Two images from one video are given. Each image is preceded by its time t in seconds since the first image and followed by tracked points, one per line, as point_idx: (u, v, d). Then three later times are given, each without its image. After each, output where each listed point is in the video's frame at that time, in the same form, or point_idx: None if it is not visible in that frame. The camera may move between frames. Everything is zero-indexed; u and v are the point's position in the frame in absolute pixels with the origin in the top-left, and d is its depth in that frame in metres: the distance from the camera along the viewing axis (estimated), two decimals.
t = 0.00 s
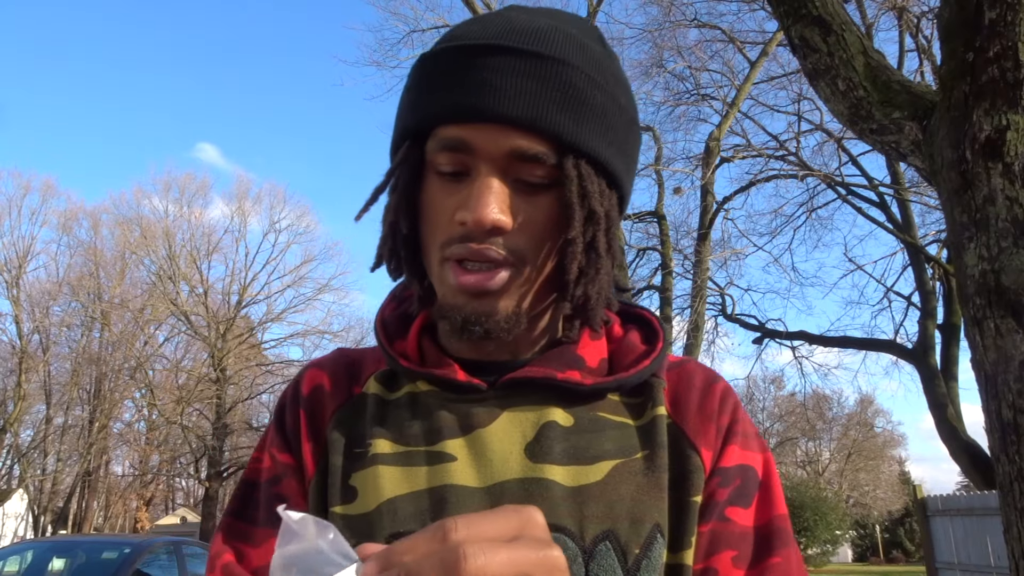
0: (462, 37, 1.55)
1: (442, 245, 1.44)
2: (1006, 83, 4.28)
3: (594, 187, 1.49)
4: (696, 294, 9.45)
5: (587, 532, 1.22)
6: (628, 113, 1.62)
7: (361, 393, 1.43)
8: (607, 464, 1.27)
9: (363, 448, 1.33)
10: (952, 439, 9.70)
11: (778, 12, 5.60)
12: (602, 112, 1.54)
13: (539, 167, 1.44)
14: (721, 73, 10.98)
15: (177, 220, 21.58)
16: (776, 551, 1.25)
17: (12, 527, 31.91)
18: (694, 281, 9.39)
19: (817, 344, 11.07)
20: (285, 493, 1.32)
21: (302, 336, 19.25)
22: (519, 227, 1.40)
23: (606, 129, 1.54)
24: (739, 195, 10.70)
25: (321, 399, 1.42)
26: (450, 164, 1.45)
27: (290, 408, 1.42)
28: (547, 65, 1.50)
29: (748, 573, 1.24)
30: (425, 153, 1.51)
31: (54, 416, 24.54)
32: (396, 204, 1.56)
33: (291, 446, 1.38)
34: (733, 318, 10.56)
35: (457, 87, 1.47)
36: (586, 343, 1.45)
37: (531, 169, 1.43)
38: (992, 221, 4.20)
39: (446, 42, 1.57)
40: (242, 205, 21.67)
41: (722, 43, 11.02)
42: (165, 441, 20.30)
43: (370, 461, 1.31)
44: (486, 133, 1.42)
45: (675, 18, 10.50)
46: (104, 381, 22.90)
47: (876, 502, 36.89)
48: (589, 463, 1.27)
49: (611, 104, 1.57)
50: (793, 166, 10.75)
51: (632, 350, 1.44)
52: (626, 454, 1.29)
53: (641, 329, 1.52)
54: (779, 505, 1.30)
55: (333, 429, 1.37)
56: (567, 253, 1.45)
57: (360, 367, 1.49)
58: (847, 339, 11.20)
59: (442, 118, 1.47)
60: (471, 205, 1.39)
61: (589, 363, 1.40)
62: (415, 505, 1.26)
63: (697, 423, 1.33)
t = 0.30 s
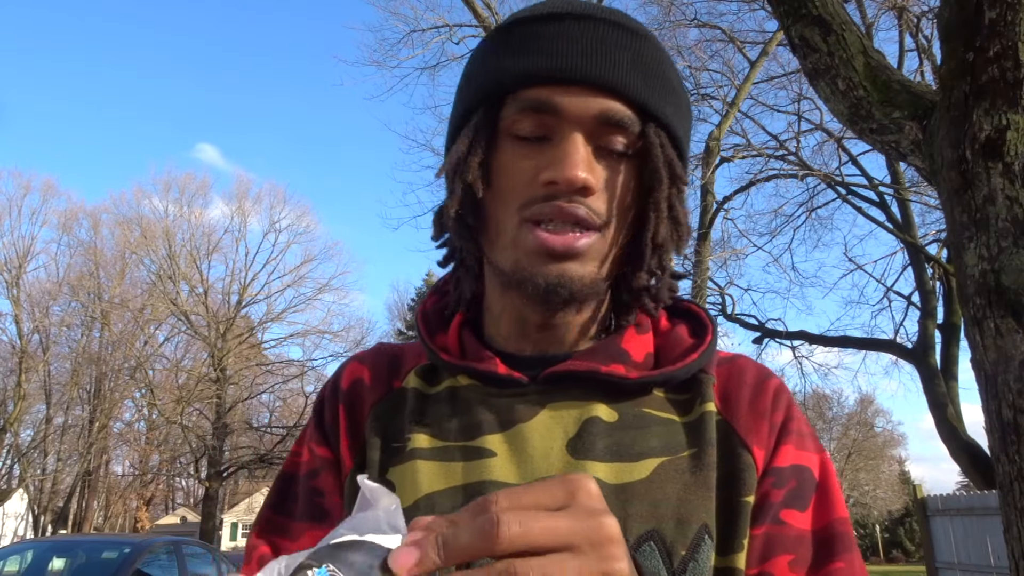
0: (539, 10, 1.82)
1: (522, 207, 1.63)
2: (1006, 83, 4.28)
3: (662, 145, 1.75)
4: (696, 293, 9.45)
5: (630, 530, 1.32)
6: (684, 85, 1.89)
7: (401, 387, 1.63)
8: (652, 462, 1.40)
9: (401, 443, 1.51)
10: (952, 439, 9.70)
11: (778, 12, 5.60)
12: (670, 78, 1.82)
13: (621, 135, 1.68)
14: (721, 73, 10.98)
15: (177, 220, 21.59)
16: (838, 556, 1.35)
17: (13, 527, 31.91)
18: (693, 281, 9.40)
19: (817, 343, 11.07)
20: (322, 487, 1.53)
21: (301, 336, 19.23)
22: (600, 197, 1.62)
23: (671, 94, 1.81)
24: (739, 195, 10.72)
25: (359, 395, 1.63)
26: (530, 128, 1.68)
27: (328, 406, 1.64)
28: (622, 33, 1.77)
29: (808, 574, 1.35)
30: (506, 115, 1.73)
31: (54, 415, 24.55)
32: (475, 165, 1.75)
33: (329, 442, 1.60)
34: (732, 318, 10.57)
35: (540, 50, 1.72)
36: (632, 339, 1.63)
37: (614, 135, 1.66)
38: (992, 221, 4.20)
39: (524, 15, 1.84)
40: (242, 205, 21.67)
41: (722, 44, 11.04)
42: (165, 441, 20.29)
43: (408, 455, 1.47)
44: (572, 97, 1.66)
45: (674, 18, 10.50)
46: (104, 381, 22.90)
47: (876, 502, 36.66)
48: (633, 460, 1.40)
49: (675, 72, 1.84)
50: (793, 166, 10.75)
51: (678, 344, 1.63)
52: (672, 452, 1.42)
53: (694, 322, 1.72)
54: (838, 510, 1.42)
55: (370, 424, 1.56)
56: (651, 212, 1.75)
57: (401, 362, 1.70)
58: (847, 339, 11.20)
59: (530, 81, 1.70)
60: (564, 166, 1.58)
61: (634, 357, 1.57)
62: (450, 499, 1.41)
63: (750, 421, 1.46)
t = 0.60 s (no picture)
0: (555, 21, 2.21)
1: (531, 196, 1.97)
2: (1006, 83, 4.28)
3: (663, 131, 2.09)
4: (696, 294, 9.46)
5: (640, 529, 1.55)
6: (688, 84, 2.25)
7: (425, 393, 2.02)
8: (659, 461, 1.63)
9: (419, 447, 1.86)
10: (952, 439, 9.70)
11: (778, 12, 5.61)
12: (674, 77, 2.18)
13: (627, 124, 2.03)
14: (722, 73, 10.99)
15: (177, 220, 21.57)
16: (858, 550, 1.52)
17: (12, 527, 31.88)
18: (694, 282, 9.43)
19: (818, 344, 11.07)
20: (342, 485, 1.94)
21: (301, 336, 19.18)
22: (603, 185, 1.94)
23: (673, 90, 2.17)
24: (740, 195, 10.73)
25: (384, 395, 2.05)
26: (533, 120, 2.05)
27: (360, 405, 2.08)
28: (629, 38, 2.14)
29: (828, 567, 1.52)
30: (512, 110, 2.12)
31: (54, 416, 24.53)
32: (484, 162, 2.16)
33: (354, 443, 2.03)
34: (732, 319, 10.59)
35: (558, 47, 2.08)
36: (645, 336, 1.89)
37: (621, 125, 2.01)
38: (992, 221, 4.21)
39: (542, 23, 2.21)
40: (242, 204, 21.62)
41: (723, 44, 11.05)
42: (165, 441, 20.31)
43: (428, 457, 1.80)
44: (580, 91, 2.02)
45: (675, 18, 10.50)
46: (104, 381, 22.89)
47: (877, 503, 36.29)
48: (644, 458, 1.64)
49: (678, 72, 2.20)
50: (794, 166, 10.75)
51: (690, 337, 1.89)
52: (683, 449, 1.65)
53: (712, 316, 1.98)
54: (860, 503, 1.59)
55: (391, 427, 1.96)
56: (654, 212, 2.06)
57: (421, 370, 2.11)
58: (846, 339, 11.21)
59: (546, 78, 2.07)
60: (569, 156, 1.91)
61: (647, 353, 1.83)
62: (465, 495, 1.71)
63: (766, 418, 1.67)
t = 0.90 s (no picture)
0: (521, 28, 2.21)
1: (501, 201, 1.98)
2: (1006, 83, 4.28)
3: (628, 134, 2.10)
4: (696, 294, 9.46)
5: (615, 530, 1.51)
6: (654, 88, 2.25)
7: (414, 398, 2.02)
8: (636, 463, 1.60)
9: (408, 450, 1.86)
10: (952, 439, 9.70)
11: (778, 12, 5.60)
12: (641, 81, 2.19)
13: (592, 128, 2.03)
14: (722, 73, 10.98)
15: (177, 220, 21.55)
16: (836, 559, 1.46)
17: (12, 527, 31.88)
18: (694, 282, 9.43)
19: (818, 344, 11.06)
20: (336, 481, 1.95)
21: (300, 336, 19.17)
22: (566, 187, 1.92)
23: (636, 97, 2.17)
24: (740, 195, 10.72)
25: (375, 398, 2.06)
26: (500, 128, 2.07)
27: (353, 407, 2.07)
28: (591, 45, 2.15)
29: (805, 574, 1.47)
30: (481, 120, 2.15)
31: (54, 416, 24.52)
32: (453, 173, 2.19)
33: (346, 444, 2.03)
34: (732, 319, 10.59)
35: (531, 55, 2.09)
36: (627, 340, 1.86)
37: (586, 128, 2.02)
38: (992, 221, 4.21)
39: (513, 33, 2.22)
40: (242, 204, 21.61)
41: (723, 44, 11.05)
42: (165, 441, 20.32)
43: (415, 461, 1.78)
44: (545, 96, 2.04)
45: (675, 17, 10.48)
46: (104, 381, 22.91)
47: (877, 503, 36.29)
48: (620, 461, 1.60)
49: (645, 76, 2.21)
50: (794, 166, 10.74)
51: (669, 339, 1.85)
52: (660, 452, 1.61)
53: (691, 318, 1.94)
54: (839, 509, 1.54)
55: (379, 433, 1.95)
56: (619, 212, 2.05)
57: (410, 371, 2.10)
58: (846, 339, 11.20)
59: (512, 85, 2.08)
60: (535, 159, 1.91)
61: (626, 357, 1.80)
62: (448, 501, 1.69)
63: (743, 423, 1.62)
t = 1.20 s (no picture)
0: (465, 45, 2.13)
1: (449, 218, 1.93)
2: (1006, 83, 4.29)
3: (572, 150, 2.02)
4: (697, 293, 9.48)
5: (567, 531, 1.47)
6: (597, 103, 2.18)
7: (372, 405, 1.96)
8: (589, 466, 1.56)
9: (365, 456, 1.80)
10: (952, 439, 9.71)
11: (778, 12, 5.61)
12: (582, 96, 2.11)
13: (535, 145, 1.97)
14: (722, 73, 10.99)
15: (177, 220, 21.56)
16: (782, 560, 1.44)
17: (12, 527, 31.90)
18: (694, 281, 9.44)
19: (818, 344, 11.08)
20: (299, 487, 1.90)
21: (301, 335, 19.18)
22: (514, 204, 1.88)
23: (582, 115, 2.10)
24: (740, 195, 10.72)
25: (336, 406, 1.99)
26: (446, 147, 2.01)
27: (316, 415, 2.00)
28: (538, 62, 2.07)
29: None
30: (426, 141, 2.08)
31: (54, 416, 24.53)
32: (402, 192, 2.11)
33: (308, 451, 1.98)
34: (732, 319, 10.60)
35: (470, 76, 2.02)
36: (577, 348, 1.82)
37: (529, 145, 1.96)
38: (992, 221, 4.22)
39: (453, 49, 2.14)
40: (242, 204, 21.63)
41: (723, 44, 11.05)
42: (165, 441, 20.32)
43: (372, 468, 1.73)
44: (485, 117, 1.96)
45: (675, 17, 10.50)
46: (104, 381, 22.93)
47: (877, 503, 36.39)
48: (571, 465, 1.56)
49: (587, 92, 2.13)
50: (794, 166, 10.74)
51: (620, 346, 1.81)
52: (610, 456, 1.57)
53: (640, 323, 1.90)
54: (784, 512, 1.51)
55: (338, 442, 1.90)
56: (565, 222, 1.98)
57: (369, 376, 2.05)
58: (846, 339, 11.20)
59: (453, 105, 2.01)
60: (479, 179, 1.87)
61: (577, 363, 1.76)
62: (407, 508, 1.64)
63: (693, 428, 1.58)
